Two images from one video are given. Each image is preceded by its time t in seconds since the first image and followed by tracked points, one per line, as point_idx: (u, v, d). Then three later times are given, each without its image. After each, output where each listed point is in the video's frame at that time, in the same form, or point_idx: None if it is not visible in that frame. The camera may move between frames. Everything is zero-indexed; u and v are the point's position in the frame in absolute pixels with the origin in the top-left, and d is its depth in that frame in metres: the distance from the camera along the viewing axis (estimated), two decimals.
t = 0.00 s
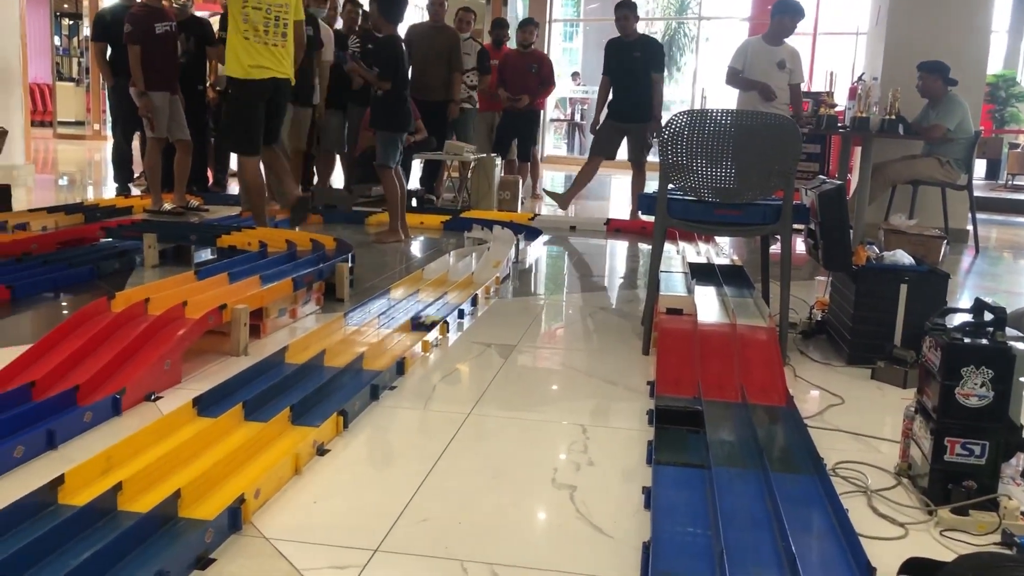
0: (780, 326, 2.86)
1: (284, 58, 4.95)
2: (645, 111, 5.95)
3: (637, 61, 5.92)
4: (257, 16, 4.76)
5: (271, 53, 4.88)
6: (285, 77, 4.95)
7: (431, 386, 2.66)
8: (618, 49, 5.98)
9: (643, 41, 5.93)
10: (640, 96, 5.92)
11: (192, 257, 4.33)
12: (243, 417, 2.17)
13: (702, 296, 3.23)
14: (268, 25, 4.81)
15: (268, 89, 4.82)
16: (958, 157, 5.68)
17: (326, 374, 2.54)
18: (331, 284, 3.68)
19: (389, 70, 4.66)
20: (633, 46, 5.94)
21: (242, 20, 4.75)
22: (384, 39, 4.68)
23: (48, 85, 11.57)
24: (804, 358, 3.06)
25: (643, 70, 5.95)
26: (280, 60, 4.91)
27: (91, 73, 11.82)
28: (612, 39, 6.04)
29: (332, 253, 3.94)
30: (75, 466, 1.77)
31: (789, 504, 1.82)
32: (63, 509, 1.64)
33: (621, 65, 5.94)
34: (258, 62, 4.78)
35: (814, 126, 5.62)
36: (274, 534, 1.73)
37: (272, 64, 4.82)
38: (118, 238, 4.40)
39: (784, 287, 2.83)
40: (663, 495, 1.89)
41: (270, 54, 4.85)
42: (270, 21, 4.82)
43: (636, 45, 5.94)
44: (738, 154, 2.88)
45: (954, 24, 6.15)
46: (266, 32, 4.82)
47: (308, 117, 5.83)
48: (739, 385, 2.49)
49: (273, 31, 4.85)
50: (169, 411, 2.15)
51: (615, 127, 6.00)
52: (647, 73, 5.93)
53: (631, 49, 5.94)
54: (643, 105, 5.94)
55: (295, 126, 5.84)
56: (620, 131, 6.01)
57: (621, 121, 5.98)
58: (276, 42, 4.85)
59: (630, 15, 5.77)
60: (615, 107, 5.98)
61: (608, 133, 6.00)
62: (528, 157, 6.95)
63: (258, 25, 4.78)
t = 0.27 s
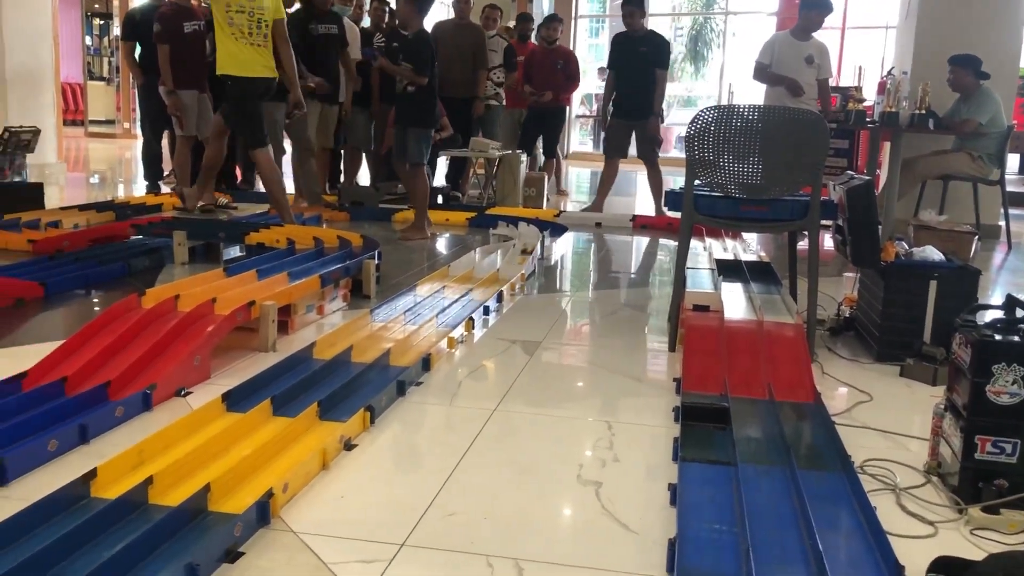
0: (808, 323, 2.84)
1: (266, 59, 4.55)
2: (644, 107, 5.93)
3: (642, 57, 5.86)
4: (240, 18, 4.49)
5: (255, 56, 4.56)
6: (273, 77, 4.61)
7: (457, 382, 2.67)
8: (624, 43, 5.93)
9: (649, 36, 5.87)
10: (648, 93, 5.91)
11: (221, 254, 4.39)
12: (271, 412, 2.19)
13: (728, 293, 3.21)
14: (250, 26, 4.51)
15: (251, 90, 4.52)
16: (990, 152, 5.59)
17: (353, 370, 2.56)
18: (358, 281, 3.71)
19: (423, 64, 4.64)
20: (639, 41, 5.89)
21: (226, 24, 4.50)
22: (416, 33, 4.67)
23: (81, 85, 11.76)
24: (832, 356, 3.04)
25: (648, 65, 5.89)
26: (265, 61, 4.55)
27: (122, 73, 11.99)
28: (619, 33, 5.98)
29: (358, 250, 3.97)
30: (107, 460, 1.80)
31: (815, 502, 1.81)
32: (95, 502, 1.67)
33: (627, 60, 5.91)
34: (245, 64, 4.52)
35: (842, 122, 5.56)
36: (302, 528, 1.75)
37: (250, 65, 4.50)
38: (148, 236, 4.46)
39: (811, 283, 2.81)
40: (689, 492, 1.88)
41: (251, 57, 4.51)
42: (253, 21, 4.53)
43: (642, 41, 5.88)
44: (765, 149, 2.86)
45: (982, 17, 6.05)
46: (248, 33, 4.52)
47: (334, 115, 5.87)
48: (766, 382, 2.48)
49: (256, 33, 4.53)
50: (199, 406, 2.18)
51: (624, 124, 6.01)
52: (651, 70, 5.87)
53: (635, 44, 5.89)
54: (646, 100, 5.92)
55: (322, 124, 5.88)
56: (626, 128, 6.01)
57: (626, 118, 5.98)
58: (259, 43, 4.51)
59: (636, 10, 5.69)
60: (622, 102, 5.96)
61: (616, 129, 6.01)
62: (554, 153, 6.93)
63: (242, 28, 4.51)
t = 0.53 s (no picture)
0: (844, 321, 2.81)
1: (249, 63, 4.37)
2: (656, 100, 5.88)
3: (658, 50, 5.80)
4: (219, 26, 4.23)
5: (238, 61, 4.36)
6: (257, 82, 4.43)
7: (490, 379, 2.68)
8: (640, 37, 5.91)
9: (665, 28, 5.81)
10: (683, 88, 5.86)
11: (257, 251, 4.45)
12: (307, 408, 2.22)
13: (763, 291, 3.18)
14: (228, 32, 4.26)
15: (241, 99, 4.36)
16: None
17: (386, 366, 2.58)
18: (391, 278, 3.74)
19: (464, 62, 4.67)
20: (655, 35, 5.84)
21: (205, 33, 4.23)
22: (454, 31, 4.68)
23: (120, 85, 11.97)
24: (868, 353, 3.00)
25: (662, 58, 5.82)
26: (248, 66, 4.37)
27: (160, 73, 12.17)
28: (636, 29, 5.98)
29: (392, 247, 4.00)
30: (148, 454, 1.84)
31: (851, 501, 1.79)
32: (135, 496, 1.71)
33: (644, 55, 5.89)
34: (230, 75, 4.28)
35: (878, 116, 5.48)
36: (337, 522, 1.77)
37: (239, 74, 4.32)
38: (186, 234, 4.53)
39: (847, 280, 2.78)
40: (723, 490, 1.87)
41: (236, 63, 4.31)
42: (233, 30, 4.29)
43: (658, 34, 5.83)
44: (801, 144, 2.83)
45: (1023, 7, 5.91)
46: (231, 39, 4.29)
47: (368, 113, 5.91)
48: (801, 379, 2.46)
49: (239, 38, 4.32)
50: (236, 402, 2.22)
51: (646, 118, 5.95)
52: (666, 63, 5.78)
53: (652, 38, 5.84)
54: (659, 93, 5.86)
55: (356, 122, 5.93)
56: (648, 121, 5.94)
57: (643, 111, 5.93)
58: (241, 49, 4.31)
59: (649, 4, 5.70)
60: (640, 97, 5.93)
61: (639, 123, 5.95)
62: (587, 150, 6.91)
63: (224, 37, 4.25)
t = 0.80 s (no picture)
0: (887, 319, 2.77)
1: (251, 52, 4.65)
2: (686, 95, 5.83)
3: (682, 45, 5.78)
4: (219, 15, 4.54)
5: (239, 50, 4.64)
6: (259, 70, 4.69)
7: (528, 377, 2.69)
8: (665, 34, 5.88)
9: (687, 23, 5.79)
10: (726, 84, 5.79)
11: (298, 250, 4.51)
12: (347, 404, 2.25)
13: (804, 289, 3.13)
14: (228, 22, 4.56)
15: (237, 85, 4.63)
16: None
17: (425, 364, 2.61)
18: (430, 276, 3.76)
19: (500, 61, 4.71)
20: (678, 30, 5.82)
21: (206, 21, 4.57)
22: (486, 31, 4.69)
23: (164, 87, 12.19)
24: (912, 352, 2.95)
25: (686, 52, 5.78)
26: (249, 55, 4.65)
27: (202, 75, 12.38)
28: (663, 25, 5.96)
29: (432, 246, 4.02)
30: (192, 449, 1.88)
31: (894, 501, 1.77)
32: (180, 491, 1.75)
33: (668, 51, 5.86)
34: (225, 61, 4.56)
35: (922, 112, 5.38)
36: (378, 518, 1.80)
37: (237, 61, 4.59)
38: (229, 232, 4.62)
39: (889, 278, 2.74)
40: (763, 489, 1.86)
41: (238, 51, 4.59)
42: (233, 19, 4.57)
43: (680, 29, 5.80)
44: (843, 140, 2.79)
45: None
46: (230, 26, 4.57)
47: (406, 112, 5.95)
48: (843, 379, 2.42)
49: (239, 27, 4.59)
50: (278, 398, 2.26)
51: (677, 114, 5.88)
52: (692, 57, 5.76)
53: (676, 33, 5.81)
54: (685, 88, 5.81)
55: (394, 121, 5.98)
56: (679, 117, 5.88)
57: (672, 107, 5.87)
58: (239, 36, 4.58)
59: None
60: (670, 93, 5.89)
61: (670, 120, 5.89)
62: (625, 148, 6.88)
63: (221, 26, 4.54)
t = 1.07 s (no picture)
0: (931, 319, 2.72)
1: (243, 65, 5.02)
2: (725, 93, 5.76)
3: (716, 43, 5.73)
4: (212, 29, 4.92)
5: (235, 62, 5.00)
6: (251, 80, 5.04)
7: (564, 377, 2.69)
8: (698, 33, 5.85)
9: (722, 22, 5.73)
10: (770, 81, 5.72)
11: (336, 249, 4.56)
12: (385, 402, 2.27)
13: (845, 289, 3.09)
14: (222, 36, 4.93)
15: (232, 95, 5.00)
16: None
17: (462, 363, 2.62)
18: (467, 276, 3.78)
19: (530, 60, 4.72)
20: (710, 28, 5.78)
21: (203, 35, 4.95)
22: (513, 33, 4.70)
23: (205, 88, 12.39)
24: (956, 353, 2.89)
25: (720, 49, 5.74)
26: (242, 67, 5.00)
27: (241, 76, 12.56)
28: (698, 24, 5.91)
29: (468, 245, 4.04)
30: (234, 445, 1.91)
31: (938, 504, 1.74)
32: (222, 486, 1.79)
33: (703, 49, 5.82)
34: (215, 73, 4.94)
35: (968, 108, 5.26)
36: (415, 515, 1.81)
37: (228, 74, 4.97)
38: (269, 232, 4.68)
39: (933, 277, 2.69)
40: (803, 490, 1.84)
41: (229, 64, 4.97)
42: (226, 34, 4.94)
43: (714, 28, 5.75)
44: (886, 137, 2.75)
45: None
46: (222, 40, 4.94)
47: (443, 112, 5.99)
48: (885, 380, 2.38)
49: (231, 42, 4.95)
50: (318, 396, 2.29)
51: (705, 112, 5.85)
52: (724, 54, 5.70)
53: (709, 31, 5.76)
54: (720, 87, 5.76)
55: (432, 121, 6.01)
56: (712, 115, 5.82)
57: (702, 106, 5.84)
58: (231, 50, 4.94)
59: None
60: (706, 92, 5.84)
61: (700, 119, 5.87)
62: (662, 146, 6.84)
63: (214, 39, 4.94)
